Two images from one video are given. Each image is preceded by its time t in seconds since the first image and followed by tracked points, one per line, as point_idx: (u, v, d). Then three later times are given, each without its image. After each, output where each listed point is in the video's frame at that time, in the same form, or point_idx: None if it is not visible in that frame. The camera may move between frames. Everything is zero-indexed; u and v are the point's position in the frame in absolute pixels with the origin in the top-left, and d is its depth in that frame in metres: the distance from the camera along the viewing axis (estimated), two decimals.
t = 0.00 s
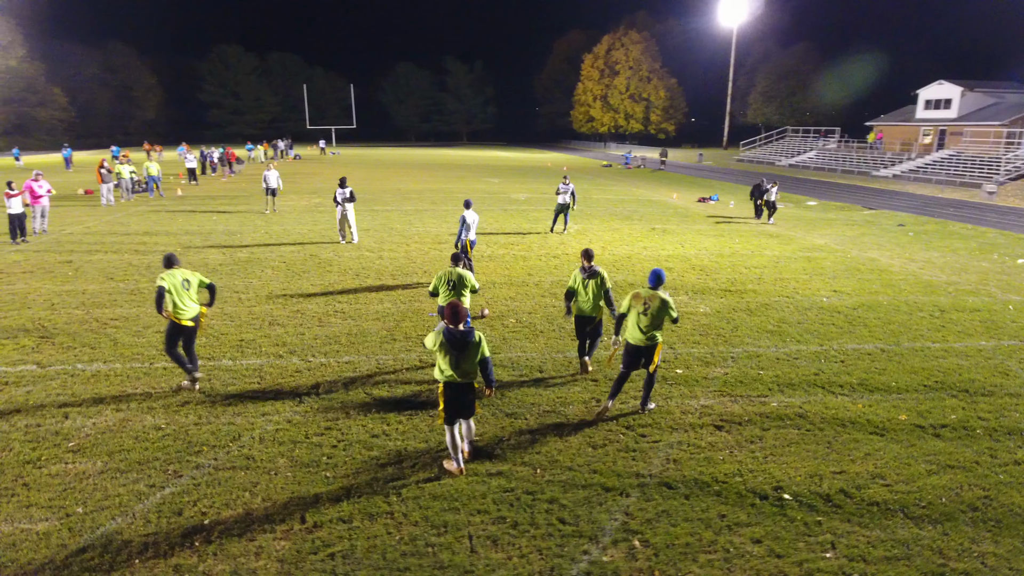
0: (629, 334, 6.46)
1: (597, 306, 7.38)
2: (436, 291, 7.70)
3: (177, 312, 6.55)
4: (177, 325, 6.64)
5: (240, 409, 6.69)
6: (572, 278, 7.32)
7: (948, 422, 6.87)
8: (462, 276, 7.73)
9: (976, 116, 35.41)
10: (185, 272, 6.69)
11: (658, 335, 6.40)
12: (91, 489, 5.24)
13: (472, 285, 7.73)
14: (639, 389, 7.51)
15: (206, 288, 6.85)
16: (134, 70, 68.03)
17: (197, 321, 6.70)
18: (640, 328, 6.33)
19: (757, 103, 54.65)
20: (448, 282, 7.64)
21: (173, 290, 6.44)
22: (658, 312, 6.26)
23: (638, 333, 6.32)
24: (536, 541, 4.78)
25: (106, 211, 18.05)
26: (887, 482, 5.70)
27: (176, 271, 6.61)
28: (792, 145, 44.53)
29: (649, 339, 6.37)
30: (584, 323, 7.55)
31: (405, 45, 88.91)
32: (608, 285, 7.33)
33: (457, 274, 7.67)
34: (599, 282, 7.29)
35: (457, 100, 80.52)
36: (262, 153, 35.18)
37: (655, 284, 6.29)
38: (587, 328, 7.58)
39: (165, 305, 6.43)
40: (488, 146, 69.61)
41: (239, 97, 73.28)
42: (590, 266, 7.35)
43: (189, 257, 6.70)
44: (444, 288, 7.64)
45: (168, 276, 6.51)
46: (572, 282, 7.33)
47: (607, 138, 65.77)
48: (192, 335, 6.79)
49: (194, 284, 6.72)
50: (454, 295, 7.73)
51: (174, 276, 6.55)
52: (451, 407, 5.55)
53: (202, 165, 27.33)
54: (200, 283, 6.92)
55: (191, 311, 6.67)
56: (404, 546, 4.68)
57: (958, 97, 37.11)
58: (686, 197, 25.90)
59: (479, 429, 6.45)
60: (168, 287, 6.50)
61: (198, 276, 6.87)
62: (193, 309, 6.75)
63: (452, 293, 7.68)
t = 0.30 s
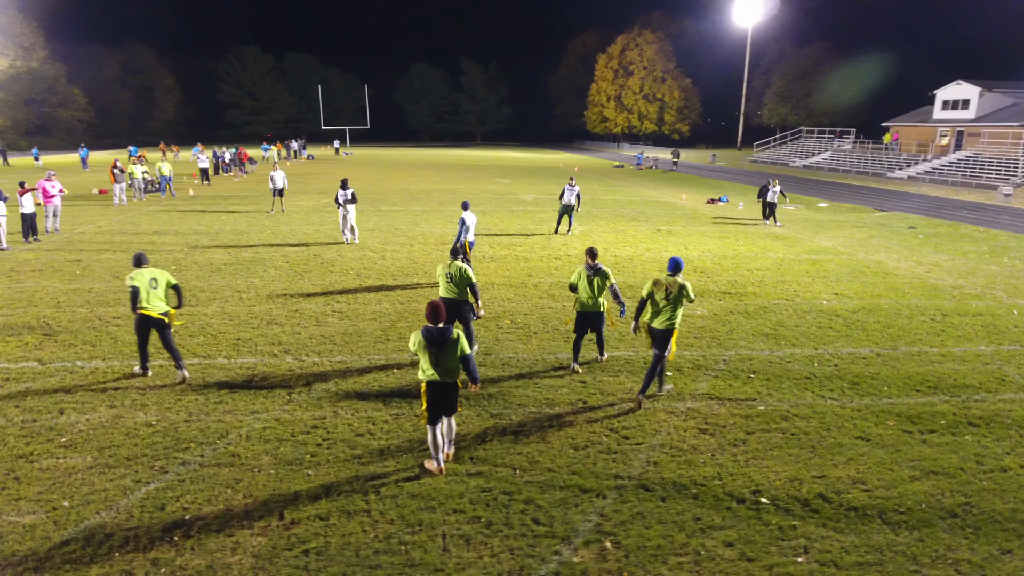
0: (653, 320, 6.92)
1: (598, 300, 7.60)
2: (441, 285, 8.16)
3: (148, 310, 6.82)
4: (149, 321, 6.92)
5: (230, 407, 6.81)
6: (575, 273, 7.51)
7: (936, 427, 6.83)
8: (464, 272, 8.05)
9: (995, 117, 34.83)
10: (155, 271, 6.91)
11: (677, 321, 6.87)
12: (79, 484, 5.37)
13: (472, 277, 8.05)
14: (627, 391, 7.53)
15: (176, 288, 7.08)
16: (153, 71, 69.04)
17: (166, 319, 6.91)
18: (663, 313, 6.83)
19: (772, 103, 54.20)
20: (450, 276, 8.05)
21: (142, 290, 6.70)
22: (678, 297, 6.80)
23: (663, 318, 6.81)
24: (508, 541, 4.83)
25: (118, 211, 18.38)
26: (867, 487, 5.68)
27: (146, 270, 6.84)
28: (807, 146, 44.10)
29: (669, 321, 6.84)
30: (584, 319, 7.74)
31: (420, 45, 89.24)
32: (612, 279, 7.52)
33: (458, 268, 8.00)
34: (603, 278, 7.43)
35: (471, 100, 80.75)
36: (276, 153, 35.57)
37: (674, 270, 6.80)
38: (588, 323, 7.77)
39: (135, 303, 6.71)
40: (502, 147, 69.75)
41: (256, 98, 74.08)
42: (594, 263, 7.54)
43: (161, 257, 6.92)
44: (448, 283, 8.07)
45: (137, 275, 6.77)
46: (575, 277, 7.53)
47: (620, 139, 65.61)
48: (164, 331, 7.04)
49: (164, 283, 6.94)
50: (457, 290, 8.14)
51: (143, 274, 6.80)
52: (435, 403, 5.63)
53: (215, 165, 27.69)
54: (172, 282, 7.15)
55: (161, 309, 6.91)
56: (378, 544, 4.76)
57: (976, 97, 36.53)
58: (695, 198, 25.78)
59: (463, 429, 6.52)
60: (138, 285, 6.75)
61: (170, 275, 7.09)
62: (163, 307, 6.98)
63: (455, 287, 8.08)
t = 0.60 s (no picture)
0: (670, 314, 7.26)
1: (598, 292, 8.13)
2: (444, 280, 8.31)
3: (113, 302, 7.02)
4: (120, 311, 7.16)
5: (219, 405, 6.93)
6: (578, 267, 8.04)
7: (922, 432, 6.80)
8: (466, 268, 8.18)
9: (1009, 118, 34.35)
10: (124, 263, 7.05)
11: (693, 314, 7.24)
12: (65, 479, 5.50)
13: (473, 273, 8.16)
14: (613, 392, 7.55)
15: (144, 280, 7.17)
16: (168, 71, 69.87)
17: (133, 311, 7.10)
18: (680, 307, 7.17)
19: (784, 103, 53.81)
20: (454, 272, 8.17)
21: (105, 284, 6.87)
22: (694, 293, 7.11)
23: (680, 313, 7.16)
24: (479, 540, 4.88)
25: (126, 210, 18.65)
26: (845, 491, 5.67)
27: (116, 261, 7.02)
28: (819, 146, 43.71)
29: (689, 315, 7.21)
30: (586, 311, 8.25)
31: (432, 45, 89.45)
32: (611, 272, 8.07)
33: (462, 265, 8.14)
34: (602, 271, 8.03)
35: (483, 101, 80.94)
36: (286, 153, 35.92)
37: (693, 268, 7.13)
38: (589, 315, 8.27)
39: (100, 295, 6.92)
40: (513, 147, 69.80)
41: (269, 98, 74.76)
42: (595, 258, 8.04)
43: (130, 251, 7.03)
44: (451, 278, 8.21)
45: (104, 266, 6.96)
46: (577, 273, 8.05)
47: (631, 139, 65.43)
48: (132, 322, 7.23)
49: (131, 276, 7.07)
50: (459, 285, 8.30)
51: (110, 266, 6.98)
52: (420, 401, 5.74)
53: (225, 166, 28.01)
54: (145, 274, 7.24)
55: (126, 302, 7.06)
56: (352, 541, 4.83)
57: (991, 98, 36.03)
58: (702, 200, 25.71)
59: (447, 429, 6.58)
60: (104, 277, 6.95)
61: (141, 267, 7.19)
62: (130, 299, 7.15)
63: (458, 283, 8.25)
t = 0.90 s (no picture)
0: (687, 315, 7.60)
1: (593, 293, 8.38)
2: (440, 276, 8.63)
3: (91, 297, 7.60)
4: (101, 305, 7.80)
5: (207, 402, 7.05)
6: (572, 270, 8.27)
7: (906, 437, 6.75)
8: (460, 266, 8.59)
9: None
10: (102, 263, 7.55)
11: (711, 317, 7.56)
12: (50, 474, 5.63)
13: (470, 272, 8.59)
14: (599, 394, 7.56)
15: (120, 279, 7.66)
16: (182, 72, 70.72)
17: (109, 307, 7.69)
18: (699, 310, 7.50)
19: (797, 103, 53.40)
20: (450, 268, 8.57)
21: (80, 281, 7.40)
22: (709, 295, 7.45)
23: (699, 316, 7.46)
24: (448, 539, 4.94)
25: (134, 209, 18.93)
26: (821, 495, 5.65)
27: (96, 260, 7.56)
28: (831, 147, 43.32)
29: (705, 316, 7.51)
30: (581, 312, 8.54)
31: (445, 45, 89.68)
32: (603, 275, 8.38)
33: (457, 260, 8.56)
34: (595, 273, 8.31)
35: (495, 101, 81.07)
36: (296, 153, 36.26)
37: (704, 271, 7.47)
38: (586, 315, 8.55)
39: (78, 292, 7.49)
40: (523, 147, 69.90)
41: (282, 98, 75.39)
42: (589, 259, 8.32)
43: (107, 251, 7.53)
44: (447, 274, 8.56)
45: (84, 264, 7.51)
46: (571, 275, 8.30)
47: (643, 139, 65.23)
48: (109, 316, 7.84)
49: (105, 275, 7.57)
50: (454, 280, 8.61)
51: (90, 264, 7.53)
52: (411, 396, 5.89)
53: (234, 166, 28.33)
54: (122, 272, 7.73)
55: (99, 299, 7.61)
56: (323, 538, 4.91)
57: (1006, 98, 35.53)
58: (708, 200, 25.61)
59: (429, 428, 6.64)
60: (83, 273, 7.51)
61: (119, 266, 7.68)
62: (106, 295, 7.70)
63: (454, 278, 8.55)
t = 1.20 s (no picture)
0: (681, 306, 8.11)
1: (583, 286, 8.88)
2: (432, 271, 8.96)
3: (64, 291, 7.64)
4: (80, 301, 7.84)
5: (191, 401, 7.14)
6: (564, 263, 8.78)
7: (885, 439, 6.74)
8: (451, 260, 8.91)
9: None
10: (73, 256, 7.62)
11: (703, 304, 8.08)
12: (32, 469, 5.74)
13: (461, 266, 8.93)
14: (580, 394, 7.58)
15: (92, 272, 7.70)
16: (193, 72, 71.34)
17: (82, 301, 7.69)
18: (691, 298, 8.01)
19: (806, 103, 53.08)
20: (442, 263, 8.89)
21: (52, 275, 7.46)
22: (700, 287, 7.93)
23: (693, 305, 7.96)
24: (415, 536, 5.01)
25: (139, 209, 19.15)
26: (793, 497, 5.65)
27: (69, 255, 7.65)
28: (839, 147, 43.02)
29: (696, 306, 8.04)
30: (574, 303, 9.03)
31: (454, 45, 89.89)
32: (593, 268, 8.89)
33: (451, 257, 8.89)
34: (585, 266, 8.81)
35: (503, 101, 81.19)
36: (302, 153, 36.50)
37: (690, 264, 7.89)
38: (577, 305, 9.06)
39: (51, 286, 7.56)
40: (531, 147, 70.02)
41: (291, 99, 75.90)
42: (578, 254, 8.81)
43: (78, 245, 7.60)
44: (439, 270, 8.90)
45: (58, 258, 7.62)
46: (563, 268, 8.85)
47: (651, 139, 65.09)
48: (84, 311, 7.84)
49: (77, 268, 7.61)
50: (446, 274, 8.95)
51: (62, 259, 7.61)
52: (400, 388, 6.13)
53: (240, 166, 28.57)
54: (95, 266, 7.77)
55: (72, 292, 7.63)
56: (292, 535, 4.98)
57: (1016, 98, 35.15)
58: (711, 201, 25.54)
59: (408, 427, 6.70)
60: (57, 268, 7.60)
61: (91, 260, 7.74)
62: (79, 289, 7.72)
63: (446, 273, 8.91)
